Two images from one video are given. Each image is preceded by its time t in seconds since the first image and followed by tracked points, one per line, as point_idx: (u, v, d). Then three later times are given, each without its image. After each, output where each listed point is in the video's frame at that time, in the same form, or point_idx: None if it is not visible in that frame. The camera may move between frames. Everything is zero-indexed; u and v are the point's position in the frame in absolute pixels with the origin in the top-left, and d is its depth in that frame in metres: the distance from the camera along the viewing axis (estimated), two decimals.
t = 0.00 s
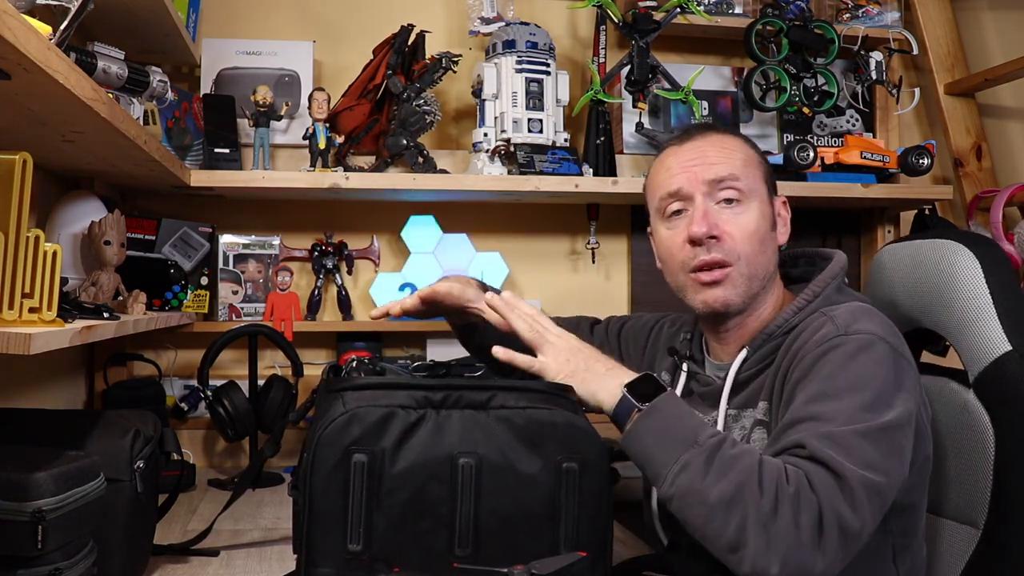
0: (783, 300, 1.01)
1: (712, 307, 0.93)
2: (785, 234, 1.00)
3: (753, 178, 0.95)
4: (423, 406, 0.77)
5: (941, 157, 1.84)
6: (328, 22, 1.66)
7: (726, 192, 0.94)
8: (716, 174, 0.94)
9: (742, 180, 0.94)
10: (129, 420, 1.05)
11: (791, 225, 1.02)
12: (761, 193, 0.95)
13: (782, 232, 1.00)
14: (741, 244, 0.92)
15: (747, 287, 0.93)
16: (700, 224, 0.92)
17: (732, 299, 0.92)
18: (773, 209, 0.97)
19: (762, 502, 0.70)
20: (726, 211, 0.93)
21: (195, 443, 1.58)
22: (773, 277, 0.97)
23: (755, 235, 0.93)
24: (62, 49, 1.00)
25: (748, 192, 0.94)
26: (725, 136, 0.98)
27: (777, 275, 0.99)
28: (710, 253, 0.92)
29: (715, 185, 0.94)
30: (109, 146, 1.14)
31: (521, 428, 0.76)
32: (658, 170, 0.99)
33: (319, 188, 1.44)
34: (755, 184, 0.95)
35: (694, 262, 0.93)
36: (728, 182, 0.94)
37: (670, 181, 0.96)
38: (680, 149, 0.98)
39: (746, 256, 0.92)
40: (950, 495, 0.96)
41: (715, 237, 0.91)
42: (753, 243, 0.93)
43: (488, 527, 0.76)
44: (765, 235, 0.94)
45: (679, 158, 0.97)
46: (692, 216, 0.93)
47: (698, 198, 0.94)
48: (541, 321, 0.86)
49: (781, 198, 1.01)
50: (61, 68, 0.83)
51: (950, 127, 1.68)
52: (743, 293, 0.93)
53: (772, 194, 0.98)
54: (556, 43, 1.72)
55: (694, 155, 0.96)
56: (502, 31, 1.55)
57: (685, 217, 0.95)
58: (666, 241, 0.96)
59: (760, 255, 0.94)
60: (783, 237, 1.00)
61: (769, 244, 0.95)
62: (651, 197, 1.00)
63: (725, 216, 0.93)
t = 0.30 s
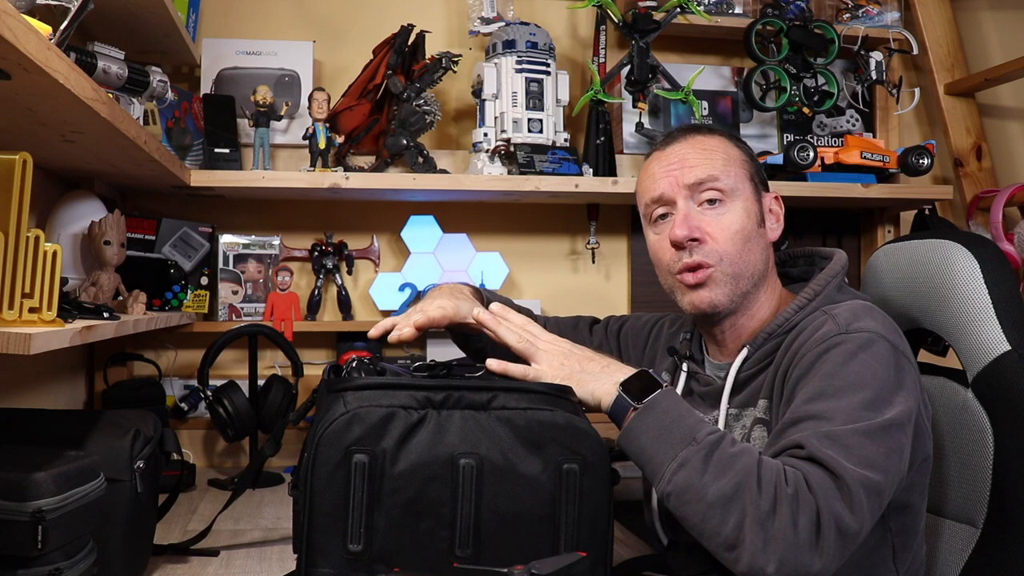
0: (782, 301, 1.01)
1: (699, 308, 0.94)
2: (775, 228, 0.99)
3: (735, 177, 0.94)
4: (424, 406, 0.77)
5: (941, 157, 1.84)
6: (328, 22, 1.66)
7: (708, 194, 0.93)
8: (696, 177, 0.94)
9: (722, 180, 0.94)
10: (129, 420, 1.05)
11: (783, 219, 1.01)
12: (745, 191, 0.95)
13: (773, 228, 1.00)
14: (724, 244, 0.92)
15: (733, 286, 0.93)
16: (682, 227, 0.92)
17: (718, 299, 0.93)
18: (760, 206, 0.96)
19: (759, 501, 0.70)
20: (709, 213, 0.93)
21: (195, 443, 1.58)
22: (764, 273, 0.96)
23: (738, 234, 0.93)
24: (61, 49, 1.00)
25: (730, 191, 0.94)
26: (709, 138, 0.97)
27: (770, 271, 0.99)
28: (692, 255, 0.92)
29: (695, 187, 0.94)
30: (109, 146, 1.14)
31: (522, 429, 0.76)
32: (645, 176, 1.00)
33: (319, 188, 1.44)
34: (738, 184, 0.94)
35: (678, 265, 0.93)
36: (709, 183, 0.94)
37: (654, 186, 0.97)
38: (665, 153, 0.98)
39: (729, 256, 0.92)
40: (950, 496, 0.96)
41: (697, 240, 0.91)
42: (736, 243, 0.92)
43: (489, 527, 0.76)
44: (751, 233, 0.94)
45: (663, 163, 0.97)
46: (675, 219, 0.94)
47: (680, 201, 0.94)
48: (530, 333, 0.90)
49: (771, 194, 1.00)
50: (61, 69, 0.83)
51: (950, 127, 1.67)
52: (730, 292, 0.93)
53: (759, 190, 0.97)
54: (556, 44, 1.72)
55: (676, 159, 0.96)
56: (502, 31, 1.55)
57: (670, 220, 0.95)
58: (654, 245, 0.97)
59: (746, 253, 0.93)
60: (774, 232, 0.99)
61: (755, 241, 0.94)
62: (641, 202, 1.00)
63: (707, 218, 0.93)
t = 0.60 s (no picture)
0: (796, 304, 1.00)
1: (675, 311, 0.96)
2: (778, 226, 0.94)
3: (711, 183, 0.92)
4: (423, 405, 0.77)
5: (941, 157, 1.84)
6: (329, 22, 1.66)
7: (682, 202, 0.93)
8: (670, 185, 0.93)
9: (694, 187, 0.92)
10: (129, 420, 1.05)
11: (784, 218, 0.95)
12: (721, 197, 0.92)
13: (768, 230, 0.94)
14: (690, 251, 0.92)
15: (702, 293, 0.93)
16: (650, 235, 0.93)
17: (686, 305, 0.94)
18: (745, 208, 0.93)
19: (762, 504, 0.70)
20: (679, 220, 0.93)
21: (195, 443, 1.58)
22: (748, 278, 0.94)
23: (705, 242, 0.91)
24: (62, 49, 1.00)
25: (702, 198, 0.92)
26: (699, 142, 0.96)
27: (764, 273, 0.96)
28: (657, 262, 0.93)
29: (670, 195, 0.94)
30: (108, 146, 1.14)
31: (520, 427, 0.76)
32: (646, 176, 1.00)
33: (319, 188, 1.44)
34: (715, 189, 0.92)
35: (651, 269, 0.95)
36: (682, 191, 0.93)
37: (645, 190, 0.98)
38: (660, 156, 0.98)
39: (695, 264, 0.92)
40: (952, 496, 0.96)
41: (661, 248, 0.92)
42: (705, 250, 0.92)
43: (488, 526, 0.76)
44: (723, 239, 0.92)
45: (652, 168, 0.97)
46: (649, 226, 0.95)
47: (658, 208, 0.95)
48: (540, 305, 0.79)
49: (769, 194, 0.94)
50: (61, 68, 0.83)
51: (950, 127, 1.67)
52: (697, 298, 0.94)
53: (746, 191, 0.93)
54: (556, 44, 1.72)
55: (661, 164, 0.96)
56: (502, 31, 1.55)
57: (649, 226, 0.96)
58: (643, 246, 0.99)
59: (716, 260, 0.92)
60: (767, 235, 0.94)
61: (730, 247, 0.92)
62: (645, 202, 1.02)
63: (679, 225, 0.93)
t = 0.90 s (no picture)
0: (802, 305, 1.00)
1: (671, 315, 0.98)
2: (761, 225, 0.93)
3: (689, 188, 0.94)
4: (424, 406, 0.77)
5: (941, 157, 1.84)
6: (329, 22, 1.66)
7: (664, 208, 0.95)
8: (653, 191, 0.96)
9: (672, 193, 0.94)
10: (129, 420, 1.05)
11: (767, 217, 0.93)
12: (699, 201, 0.93)
13: (750, 230, 0.93)
14: (672, 256, 0.94)
15: (690, 296, 0.95)
16: (638, 240, 0.97)
17: (676, 308, 0.96)
18: (724, 211, 0.93)
19: (749, 514, 0.71)
20: (663, 225, 0.95)
21: (195, 443, 1.58)
22: (735, 280, 0.95)
23: (685, 246, 0.93)
24: (62, 49, 1.00)
25: (681, 203, 0.94)
26: (682, 146, 0.97)
27: (753, 274, 0.95)
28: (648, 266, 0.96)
29: (655, 201, 0.96)
30: (108, 146, 1.14)
31: (522, 429, 0.76)
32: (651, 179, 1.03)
33: (319, 188, 1.44)
34: (692, 194, 0.93)
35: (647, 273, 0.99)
36: (663, 196, 0.95)
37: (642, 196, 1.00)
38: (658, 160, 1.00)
39: (678, 268, 0.94)
40: (953, 497, 0.96)
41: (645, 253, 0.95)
42: (685, 254, 0.94)
43: (489, 528, 0.76)
44: (703, 244, 0.93)
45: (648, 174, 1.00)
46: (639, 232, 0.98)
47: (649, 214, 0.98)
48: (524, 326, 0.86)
49: (751, 193, 0.93)
50: (61, 69, 0.83)
51: (950, 127, 1.67)
52: (686, 301, 0.96)
53: (726, 193, 0.93)
54: (556, 44, 1.72)
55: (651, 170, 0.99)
56: (502, 31, 1.55)
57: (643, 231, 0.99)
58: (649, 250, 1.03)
59: (699, 263, 0.94)
60: (748, 235, 0.93)
61: (710, 250, 0.93)
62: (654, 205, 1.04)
63: (663, 230, 0.95)
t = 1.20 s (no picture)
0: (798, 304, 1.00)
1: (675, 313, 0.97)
2: (771, 225, 0.94)
3: (700, 185, 0.94)
4: (425, 406, 0.77)
5: (941, 157, 1.84)
6: (329, 22, 1.66)
7: (673, 205, 0.94)
8: (661, 188, 0.95)
9: (683, 190, 0.94)
10: (129, 420, 1.05)
11: (777, 217, 0.94)
12: (711, 199, 0.93)
13: (761, 229, 0.94)
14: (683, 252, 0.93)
15: (698, 293, 0.95)
16: (644, 237, 0.96)
17: (682, 307, 0.96)
18: (736, 209, 0.93)
19: (745, 516, 0.71)
20: (672, 222, 0.95)
21: (195, 443, 1.58)
22: (744, 278, 0.95)
23: (697, 243, 0.93)
24: (62, 49, 1.00)
25: (692, 200, 0.93)
26: (690, 143, 0.97)
27: (759, 273, 0.96)
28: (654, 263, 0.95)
29: (663, 198, 0.96)
30: (108, 146, 1.14)
31: (523, 430, 0.76)
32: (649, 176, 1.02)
33: (319, 188, 1.44)
34: (704, 191, 0.93)
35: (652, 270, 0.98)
36: (673, 193, 0.95)
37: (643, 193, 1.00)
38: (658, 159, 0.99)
39: (689, 265, 0.94)
40: (955, 497, 0.96)
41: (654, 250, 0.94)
42: (697, 251, 0.93)
43: (489, 528, 0.76)
44: (715, 241, 0.93)
45: (651, 170, 0.99)
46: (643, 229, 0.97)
47: (655, 210, 0.97)
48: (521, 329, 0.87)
49: (761, 193, 0.94)
50: (61, 69, 0.83)
51: (950, 127, 1.67)
52: (693, 299, 0.95)
53: (737, 192, 0.94)
54: (556, 44, 1.72)
55: (656, 167, 0.98)
56: (502, 31, 1.55)
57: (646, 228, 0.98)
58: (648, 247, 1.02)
59: (710, 260, 0.93)
60: (759, 234, 0.94)
61: (722, 248, 0.93)
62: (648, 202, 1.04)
63: (672, 227, 0.95)
